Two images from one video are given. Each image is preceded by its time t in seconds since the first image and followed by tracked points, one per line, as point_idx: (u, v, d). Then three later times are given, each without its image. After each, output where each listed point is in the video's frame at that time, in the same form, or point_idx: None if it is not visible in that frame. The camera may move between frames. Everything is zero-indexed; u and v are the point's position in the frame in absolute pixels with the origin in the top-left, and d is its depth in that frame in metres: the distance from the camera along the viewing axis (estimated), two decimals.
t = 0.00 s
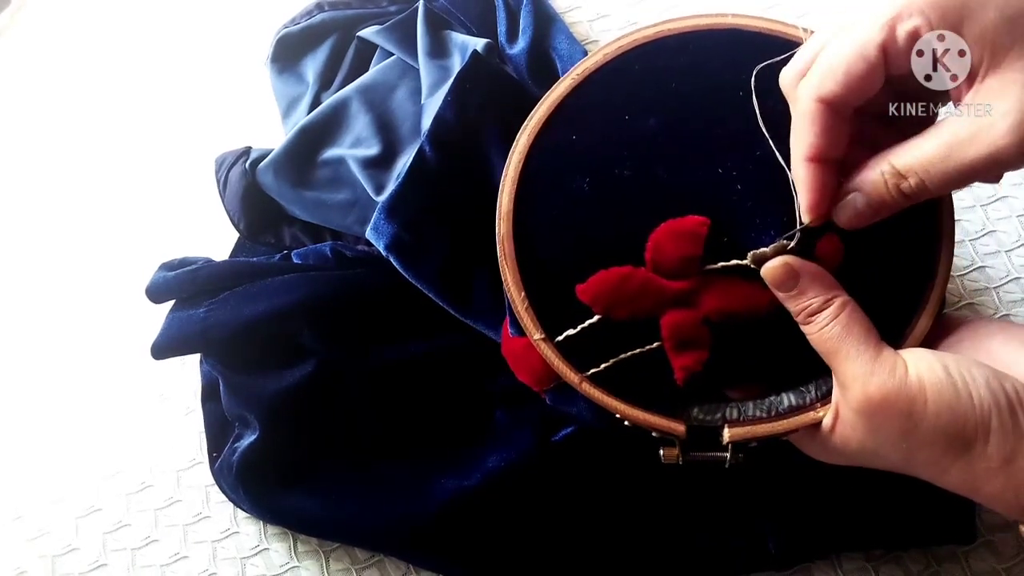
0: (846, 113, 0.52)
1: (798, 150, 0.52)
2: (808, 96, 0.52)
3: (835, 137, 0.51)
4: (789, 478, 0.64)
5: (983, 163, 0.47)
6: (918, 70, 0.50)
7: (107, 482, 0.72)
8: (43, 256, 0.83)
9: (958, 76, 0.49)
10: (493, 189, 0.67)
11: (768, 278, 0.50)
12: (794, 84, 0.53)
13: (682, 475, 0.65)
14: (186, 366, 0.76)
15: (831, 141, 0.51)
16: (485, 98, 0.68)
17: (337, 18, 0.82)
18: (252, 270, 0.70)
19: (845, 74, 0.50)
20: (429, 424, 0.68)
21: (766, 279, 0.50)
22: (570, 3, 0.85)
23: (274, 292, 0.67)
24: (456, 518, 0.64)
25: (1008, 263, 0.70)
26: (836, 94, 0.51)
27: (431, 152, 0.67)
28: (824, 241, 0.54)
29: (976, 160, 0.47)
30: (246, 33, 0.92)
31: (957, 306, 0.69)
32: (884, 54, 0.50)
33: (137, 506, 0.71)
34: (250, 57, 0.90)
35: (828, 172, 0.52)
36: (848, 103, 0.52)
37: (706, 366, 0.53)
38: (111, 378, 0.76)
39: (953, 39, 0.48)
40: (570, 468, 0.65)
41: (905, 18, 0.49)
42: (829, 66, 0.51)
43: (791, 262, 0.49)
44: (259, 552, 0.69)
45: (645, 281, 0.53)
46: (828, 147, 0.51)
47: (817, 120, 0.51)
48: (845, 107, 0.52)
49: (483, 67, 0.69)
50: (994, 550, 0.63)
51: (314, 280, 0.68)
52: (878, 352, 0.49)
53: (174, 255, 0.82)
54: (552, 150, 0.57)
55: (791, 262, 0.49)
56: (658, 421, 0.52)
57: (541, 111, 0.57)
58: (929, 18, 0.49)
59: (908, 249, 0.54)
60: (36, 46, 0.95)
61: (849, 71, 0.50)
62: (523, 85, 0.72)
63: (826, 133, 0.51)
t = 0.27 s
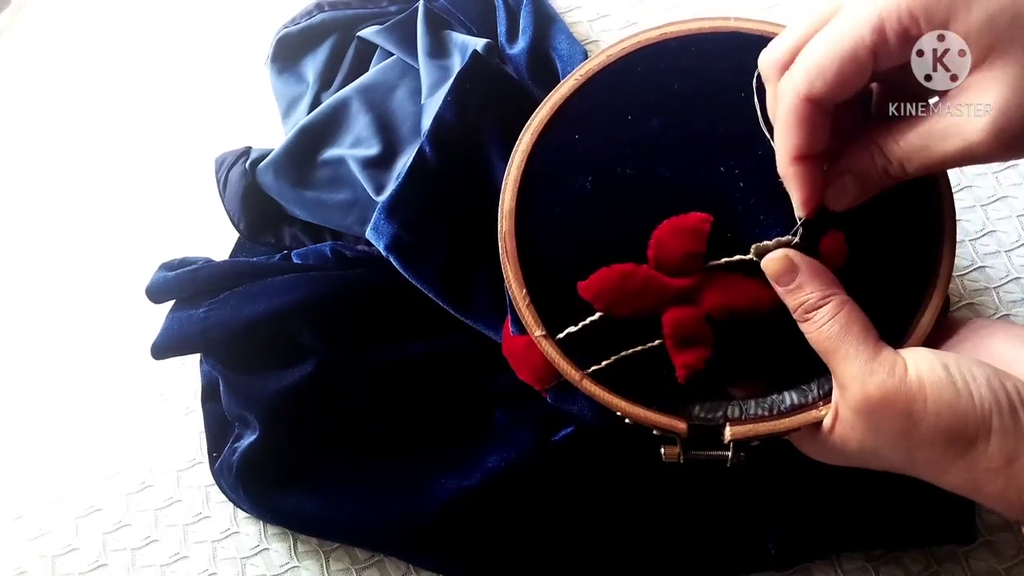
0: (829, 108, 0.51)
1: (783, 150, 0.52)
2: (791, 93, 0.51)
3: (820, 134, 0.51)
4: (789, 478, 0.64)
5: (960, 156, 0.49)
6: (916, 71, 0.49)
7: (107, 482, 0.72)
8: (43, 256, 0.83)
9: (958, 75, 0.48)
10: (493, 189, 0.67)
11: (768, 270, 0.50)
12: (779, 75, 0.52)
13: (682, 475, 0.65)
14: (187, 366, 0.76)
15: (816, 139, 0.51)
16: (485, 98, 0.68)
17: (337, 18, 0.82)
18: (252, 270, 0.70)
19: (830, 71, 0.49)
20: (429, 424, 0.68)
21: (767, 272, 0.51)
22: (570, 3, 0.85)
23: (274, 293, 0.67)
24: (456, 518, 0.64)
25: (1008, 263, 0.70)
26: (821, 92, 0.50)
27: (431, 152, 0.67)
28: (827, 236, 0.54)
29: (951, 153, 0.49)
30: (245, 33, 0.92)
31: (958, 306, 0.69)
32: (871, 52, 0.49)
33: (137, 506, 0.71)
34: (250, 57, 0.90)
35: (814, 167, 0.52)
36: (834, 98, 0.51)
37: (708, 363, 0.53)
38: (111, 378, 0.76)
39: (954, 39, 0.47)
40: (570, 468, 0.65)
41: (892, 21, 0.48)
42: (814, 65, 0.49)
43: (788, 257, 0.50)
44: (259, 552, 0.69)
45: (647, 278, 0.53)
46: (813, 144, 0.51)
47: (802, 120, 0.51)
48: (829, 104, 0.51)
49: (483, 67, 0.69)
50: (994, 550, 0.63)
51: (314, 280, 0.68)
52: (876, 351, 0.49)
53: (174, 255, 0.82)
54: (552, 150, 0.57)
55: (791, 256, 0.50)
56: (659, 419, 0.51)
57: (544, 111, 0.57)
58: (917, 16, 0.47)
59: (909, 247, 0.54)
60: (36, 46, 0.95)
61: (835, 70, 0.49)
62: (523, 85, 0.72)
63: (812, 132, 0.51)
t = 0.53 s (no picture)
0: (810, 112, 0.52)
1: (767, 154, 0.53)
2: (773, 98, 0.51)
3: (802, 137, 0.52)
4: (789, 478, 0.64)
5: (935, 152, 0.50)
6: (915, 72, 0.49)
7: (107, 482, 0.72)
8: (43, 256, 0.83)
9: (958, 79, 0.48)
10: (493, 189, 0.67)
11: (771, 265, 0.50)
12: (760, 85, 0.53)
13: (682, 475, 0.65)
14: (187, 366, 0.76)
15: (798, 142, 0.52)
16: (485, 98, 0.68)
17: (337, 18, 0.82)
18: (252, 270, 0.70)
19: (809, 76, 0.50)
20: (429, 424, 0.68)
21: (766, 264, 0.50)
22: (570, 3, 0.85)
23: (273, 292, 0.67)
24: (456, 518, 0.64)
25: (1008, 263, 0.70)
26: (801, 96, 0.50)
27: (431, 152, 0.67)
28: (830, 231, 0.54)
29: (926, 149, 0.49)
30: (245, 33, 0.92)
31: (958, 306, 0.69)
32: (849, 57, 0.49)
33: (137, 506, 0.71)
34: (250, 57, 0.90)
35: (800, 169, 0.52)
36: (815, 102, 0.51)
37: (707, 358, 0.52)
38: (111, 378, 0.76)
39: (953, 39, 0.47)
40: (570, 468, 0.65)
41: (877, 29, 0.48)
42: (793, 70, 0.50)
43: (791, 250, 0.50)
44: (259, 552, 0.69)
45: (647, 273, 0.53)
46: (796, 146, 0.52)
47: (784, 124, 0.51)
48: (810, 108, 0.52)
49: (483, 67, 0.69)
50: (994, 550, 0.63)
51: (314, 279, 0.68)
52: (878, 343, 0.49)
53: (174, 256, 0.82)
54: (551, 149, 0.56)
55: (791, 248, 0.50)
56: (658, 414, 0.51)
57: (546, 113, 0.57)
58: (894, 21, 0.48)
59: (908, 245, 0.54)
60: (35, 46, 0.95)
61: (816, 73, 0.50)
62: (523, 85, 0.72)
63: (794, 135, 0.51)
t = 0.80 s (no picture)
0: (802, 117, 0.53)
1: (763, 158, 0.53)
2: (763, 103, 0.52)
3: (796, 140, 0.52)
4: (789, 478, 0.64)
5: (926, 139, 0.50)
6: (913, 73, 0.49)
7: (107, 482, 0.72)
8: (43, 256, 0.83)
9: (957, 80, 0.48)
10: (493, 188, 0.67)
11: (775, 270, 0.50)
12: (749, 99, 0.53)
13: (681, 475, 0.65)
14: (186, 366, 0.76)
15: (793, 144, 0.52)
16: (484, 98, 0.68)
17: (337, 18, 0.82)
18: (252, 270, 0.70)
19: (797, 81, 0.51)
20: (429, 423, 0.68)
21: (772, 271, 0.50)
22: (570, 3, 0.85)
23: (274, 292, 0.67)
24: (455, 517, 0.64)
25: (1008, 263, 0.70)
26: (792, 100, 0.51)
27: (431, 152, 0.67)
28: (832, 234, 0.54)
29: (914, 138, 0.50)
30: (245, 33, 0.92)
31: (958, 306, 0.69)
32: (833, 60, 0.51)
33: (137, 506, 0.71)
34: (250, 57, 0.90)
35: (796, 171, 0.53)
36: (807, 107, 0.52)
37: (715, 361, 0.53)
38: (111, 378, 0.76)
39: (954, 39, 0.47)
40: (570, 468, 0.65)
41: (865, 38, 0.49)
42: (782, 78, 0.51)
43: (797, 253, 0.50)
44: (259, 552, 0.69)
45: (652, 279, 0.53)
46: (791, 149, 0.52)
47: (777, 127, 0.52)
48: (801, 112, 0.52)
49: (483, 67, 0.69)
50: (994, 550, 0.63)
51: (314, 280, 0.68)
52: (881, 339, 0.49)
53: (174, 255, 0.82)
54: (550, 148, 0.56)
55: (795, 256, 0.49)
56: (669, 418, 0.51)
57: (549, 121, 0.57)
58: (873, 28, 0.49)
59: (908, 243, 0.54)
60: (35, 46, 0.95)
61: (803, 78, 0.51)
62: (523, 85, 0.72)
63: (789, 138, 0.52)
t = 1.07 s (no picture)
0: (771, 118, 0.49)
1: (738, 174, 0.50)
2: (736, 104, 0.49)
3: (765, 152, 0.49)
4: (789, 478, 0.64)
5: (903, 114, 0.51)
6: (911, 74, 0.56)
7: (107, 482, 0.72)
8: (43, 256, 0.83)
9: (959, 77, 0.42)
10: (493, 188, 0.67)
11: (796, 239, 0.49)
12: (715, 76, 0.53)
13: (681, 475, 0.65)
14: (187, 366, 0.76)
15: (764, 157, 0.49)
16: (484, 98, 0.68)
17: (337, 18, 0.82)
18: (252, 270, 0.70)
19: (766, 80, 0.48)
20: (429, 423, 0.68)
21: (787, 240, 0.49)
22: (570, 3, 0.85)
23: (273, 293, 0.67)
24: (456, 517, 0.64)
25: (1008, 263, 0.70)
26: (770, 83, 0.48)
27: (431, 152, 0.67)
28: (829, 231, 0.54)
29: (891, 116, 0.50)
30: (245, 33, 0.92)
31: (958, 306, 0.69)
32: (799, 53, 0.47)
33: (137, 506, 0.71)
34: (250, 57, 0.90)
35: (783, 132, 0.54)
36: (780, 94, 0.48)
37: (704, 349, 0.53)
38: (111, 378, 0.76)
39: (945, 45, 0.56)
40: (570, 468, 0.65)
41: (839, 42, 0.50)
42: (763, 56, 0.48)
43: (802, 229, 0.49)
44: (259, 552, 0.69)
45: (648, 263, 0.54)
46: (763, 165, 0.49)
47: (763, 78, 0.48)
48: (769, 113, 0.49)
49: (483, 67, 0.69)
50: (994, 550, 0.63)
51: (314, 280, 0.68)
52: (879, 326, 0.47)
53: (174, 255, 0.82)
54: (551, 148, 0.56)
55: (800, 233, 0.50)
56: (650, 402, 0.51)
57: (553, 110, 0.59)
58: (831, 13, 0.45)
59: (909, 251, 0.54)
60: (35, 46, 0.95)
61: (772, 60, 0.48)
62: (524, 85, 0.72)
63: (760, 150, 0.49)
